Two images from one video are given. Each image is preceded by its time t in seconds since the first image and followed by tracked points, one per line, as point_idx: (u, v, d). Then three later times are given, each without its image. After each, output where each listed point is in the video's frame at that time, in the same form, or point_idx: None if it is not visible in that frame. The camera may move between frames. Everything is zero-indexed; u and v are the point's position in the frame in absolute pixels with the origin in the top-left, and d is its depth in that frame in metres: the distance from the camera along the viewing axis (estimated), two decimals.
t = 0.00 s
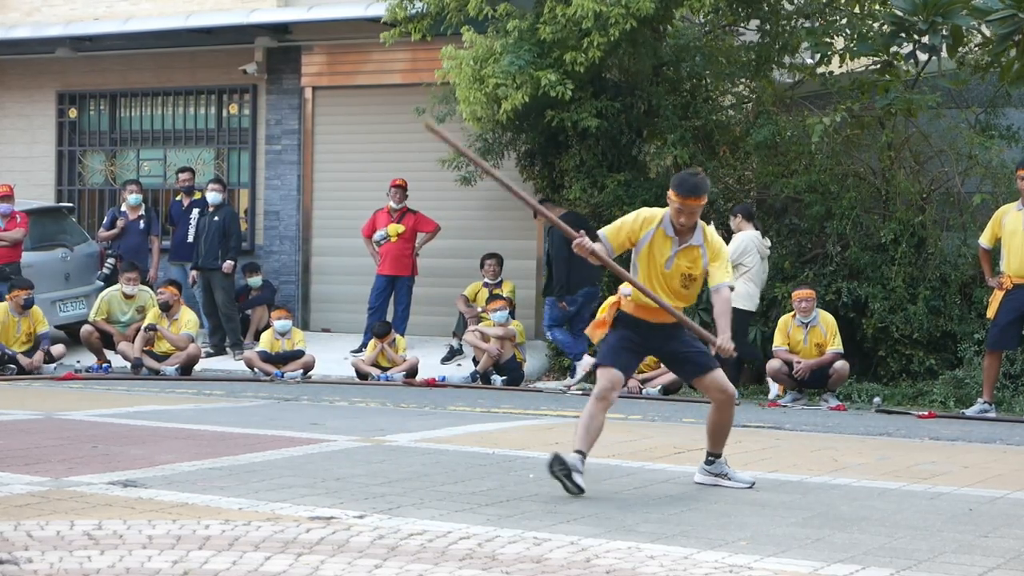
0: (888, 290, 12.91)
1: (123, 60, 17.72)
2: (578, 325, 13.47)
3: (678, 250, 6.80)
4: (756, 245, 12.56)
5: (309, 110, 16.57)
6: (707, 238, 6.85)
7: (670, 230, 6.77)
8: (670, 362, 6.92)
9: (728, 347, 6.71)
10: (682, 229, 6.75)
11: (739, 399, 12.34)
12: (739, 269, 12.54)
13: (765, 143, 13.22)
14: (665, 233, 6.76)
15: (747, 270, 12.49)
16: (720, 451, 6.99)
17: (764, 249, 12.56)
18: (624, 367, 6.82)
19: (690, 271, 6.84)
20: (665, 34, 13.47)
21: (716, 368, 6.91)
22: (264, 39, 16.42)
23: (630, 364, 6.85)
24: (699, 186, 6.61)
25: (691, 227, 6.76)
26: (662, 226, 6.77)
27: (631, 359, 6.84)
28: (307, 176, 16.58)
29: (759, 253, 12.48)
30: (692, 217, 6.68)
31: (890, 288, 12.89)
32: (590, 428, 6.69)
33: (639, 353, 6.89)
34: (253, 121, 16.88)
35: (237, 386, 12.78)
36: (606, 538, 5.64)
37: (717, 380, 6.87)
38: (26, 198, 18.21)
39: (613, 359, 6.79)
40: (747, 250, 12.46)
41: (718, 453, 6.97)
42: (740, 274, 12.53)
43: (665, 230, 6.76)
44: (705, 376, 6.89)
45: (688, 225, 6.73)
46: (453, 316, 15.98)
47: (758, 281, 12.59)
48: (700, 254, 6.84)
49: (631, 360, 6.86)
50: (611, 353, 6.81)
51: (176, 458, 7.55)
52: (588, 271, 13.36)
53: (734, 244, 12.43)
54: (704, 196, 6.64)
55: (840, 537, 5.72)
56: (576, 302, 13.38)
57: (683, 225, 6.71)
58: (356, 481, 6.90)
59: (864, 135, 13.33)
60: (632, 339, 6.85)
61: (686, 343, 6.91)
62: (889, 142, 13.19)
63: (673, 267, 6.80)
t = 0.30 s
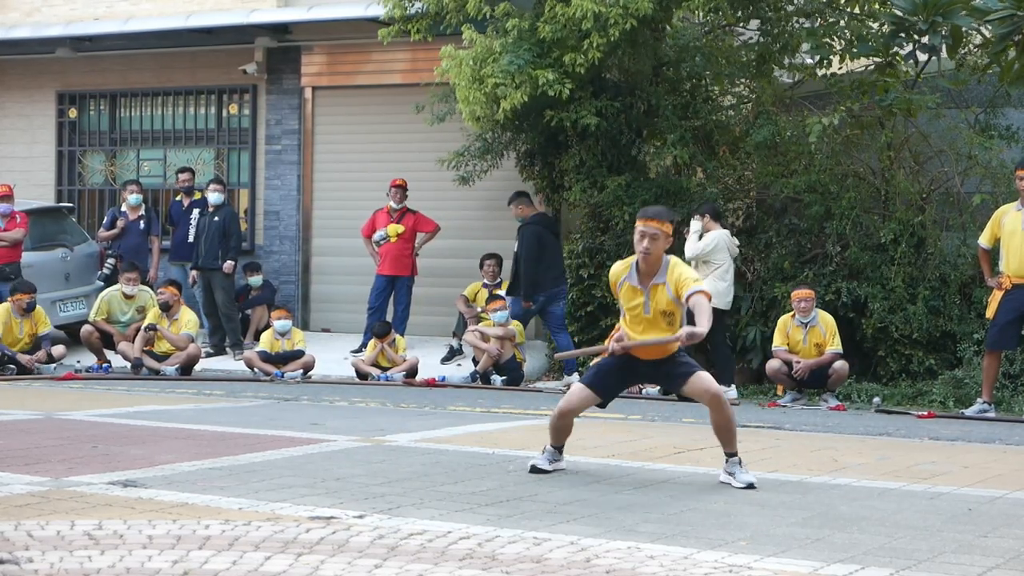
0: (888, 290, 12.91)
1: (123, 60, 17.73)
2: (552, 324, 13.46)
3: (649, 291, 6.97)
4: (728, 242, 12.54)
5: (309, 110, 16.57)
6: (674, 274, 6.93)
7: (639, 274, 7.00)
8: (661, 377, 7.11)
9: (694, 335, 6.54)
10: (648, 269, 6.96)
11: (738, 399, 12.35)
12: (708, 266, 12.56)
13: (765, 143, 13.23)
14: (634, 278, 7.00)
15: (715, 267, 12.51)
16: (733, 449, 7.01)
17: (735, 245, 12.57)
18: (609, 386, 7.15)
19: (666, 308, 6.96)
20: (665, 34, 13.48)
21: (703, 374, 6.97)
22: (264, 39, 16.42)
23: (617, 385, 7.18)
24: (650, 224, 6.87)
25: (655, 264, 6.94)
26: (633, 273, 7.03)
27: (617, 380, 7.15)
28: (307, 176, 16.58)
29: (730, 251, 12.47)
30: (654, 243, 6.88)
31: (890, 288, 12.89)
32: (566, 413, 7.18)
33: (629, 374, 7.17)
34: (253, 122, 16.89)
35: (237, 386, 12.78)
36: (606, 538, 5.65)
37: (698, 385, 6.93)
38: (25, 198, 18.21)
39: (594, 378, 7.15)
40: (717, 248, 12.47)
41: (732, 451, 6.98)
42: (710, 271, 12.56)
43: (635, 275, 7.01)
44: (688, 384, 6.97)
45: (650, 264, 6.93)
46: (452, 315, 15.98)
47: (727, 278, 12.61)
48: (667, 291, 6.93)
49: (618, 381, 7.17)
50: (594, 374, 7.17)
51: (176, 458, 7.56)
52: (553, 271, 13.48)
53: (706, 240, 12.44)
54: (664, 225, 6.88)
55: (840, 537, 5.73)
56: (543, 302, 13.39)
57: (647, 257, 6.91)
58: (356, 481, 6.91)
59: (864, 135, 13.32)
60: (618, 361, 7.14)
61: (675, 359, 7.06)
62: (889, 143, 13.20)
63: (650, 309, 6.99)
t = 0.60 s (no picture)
0: (888, 290, 12.91)
1: (123, 60, 17.72)
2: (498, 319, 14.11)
3: (668, 247, 7.05)
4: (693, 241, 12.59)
5: (309, 110, 16.56)
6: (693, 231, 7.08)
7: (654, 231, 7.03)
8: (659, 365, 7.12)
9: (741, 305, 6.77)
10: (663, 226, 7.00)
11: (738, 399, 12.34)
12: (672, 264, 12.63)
13: (765, 143, 13.22)
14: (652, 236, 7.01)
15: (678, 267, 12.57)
16: (732, 446, 7.00)
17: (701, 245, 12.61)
18: (607, 374, 7.12)
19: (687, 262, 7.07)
20: (666, 34, 13.47)
21: (701, 366, 6.99)
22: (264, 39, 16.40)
23: (615, 371, 7.16)
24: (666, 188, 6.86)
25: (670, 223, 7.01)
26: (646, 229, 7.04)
27: (614, 368, 7.13)
28: (307, 176, 16.57)
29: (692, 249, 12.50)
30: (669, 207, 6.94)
31: (890, 288, 12.88)
32: (574, 406, 7.15)
33: (626, 360, 7.15)
34: (253, 122, 16.88)
35: (236, 386, 12.78)
36: (606, 538, 5.64)
37: (697, 378, 6.96)
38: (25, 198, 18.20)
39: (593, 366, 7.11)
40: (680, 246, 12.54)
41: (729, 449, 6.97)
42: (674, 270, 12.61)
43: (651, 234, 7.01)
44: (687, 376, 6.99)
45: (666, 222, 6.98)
46: (452, 315, 15.98)
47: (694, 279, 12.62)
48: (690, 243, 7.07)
49: (615, 368, 7.15)
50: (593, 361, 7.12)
51: (175, 458, 7.55)
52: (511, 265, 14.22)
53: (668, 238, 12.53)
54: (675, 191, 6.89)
55: (840, 537, 5.72)
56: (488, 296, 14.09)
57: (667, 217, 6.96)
58: (355, 481, 6.90)
59: (864, 135, 13.29)
60: (615, 348, 7.11)
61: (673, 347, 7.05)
62: (889, 142, 13.18)
63: (670, 265, 7.03)
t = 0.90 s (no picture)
0: (888, 290, 12.90)
1: (122, 60, 17.72)
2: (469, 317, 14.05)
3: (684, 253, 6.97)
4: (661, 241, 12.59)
5: (309, 110, 16.56)
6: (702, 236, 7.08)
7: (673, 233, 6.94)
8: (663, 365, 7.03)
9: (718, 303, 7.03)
10: (681, 228, 6.96)
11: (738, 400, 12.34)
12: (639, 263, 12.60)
13: (764, 143, 13.22)
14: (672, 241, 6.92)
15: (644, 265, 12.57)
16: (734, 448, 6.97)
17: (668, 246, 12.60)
18: (609, 374, 7.02)
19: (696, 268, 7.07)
20: (666, 35, 13.48)
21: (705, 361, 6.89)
22: (264, 39, 16.40)
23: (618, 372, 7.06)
24: (689, 184, 6.92)
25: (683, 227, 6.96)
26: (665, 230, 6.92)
27: (616, 367, 7.03)
28: (307, 177, 16.57)
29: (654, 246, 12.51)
30: (684, 206, 6.91)
31: (890, 288, 12.88)
32: (580, 406, 7.04)
33: (629, 359, 7.06)
34: (253, 122, 16.88)
35: (236, 386, 12.77)
36: (606, 538, 5.64)
37: (702, 372, 6.85)
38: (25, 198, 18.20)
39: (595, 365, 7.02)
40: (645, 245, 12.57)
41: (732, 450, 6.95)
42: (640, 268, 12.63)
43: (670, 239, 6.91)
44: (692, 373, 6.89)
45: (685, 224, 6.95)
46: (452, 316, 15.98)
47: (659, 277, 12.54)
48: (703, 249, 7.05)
49: (617, 368, 7.06)
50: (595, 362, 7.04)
51: (175, 458, 7.55)
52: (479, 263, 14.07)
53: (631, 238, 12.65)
54: (695, 183, 6.96)
55: (840, 537, 5.72)
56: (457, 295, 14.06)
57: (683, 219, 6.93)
58: (355, 481, 6.90)
59: (864, 135, 13.26)
60: (617, 347, 7.02)
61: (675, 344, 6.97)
62: (890, 142, 13.14)
63: (685, 269, 6.98)
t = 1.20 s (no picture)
0: (887, 290, 12.92)
1: (123, 60, 17.74)
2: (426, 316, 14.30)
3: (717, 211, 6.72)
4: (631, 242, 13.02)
5: (309, 110, 16.58)
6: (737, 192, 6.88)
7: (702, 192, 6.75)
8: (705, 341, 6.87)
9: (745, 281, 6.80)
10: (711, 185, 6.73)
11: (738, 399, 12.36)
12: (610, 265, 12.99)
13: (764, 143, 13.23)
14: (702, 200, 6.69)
15: (617, 265, 12.98)
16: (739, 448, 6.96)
17: (639, 246, 13.00)
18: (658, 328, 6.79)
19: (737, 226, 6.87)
20: (665, 35, 13.52)
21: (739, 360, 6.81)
22: (264, 39, 16.42)
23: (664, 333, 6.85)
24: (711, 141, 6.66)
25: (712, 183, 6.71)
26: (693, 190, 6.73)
27: (665, 323, 6.82)
28: (307, 177, 16.59)
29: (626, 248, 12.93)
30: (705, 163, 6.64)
31: (889, 288, 12.90)
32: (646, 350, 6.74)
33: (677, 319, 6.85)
34: (253, 122, 16.89)
35: (236, 386, 12.79)
36: (606, 538, 5.66)
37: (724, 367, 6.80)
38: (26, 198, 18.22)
39: (646, 322, 6.80)
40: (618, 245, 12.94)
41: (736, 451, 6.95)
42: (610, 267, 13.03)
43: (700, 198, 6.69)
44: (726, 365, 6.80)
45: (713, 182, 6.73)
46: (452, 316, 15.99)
47: (629, 277, 12.96)
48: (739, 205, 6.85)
49: (665, 324, 6.84)
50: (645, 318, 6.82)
51: (176, 458, 7.56)
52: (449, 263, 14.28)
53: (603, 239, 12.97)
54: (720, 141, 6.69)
55: (839, 537, 5.73)
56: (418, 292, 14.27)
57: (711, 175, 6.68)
58: (356, 481, 6.91)
59: (864, 135, 13.26)
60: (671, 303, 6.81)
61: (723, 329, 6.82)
62: (889, 142, 13.16)
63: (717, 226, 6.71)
